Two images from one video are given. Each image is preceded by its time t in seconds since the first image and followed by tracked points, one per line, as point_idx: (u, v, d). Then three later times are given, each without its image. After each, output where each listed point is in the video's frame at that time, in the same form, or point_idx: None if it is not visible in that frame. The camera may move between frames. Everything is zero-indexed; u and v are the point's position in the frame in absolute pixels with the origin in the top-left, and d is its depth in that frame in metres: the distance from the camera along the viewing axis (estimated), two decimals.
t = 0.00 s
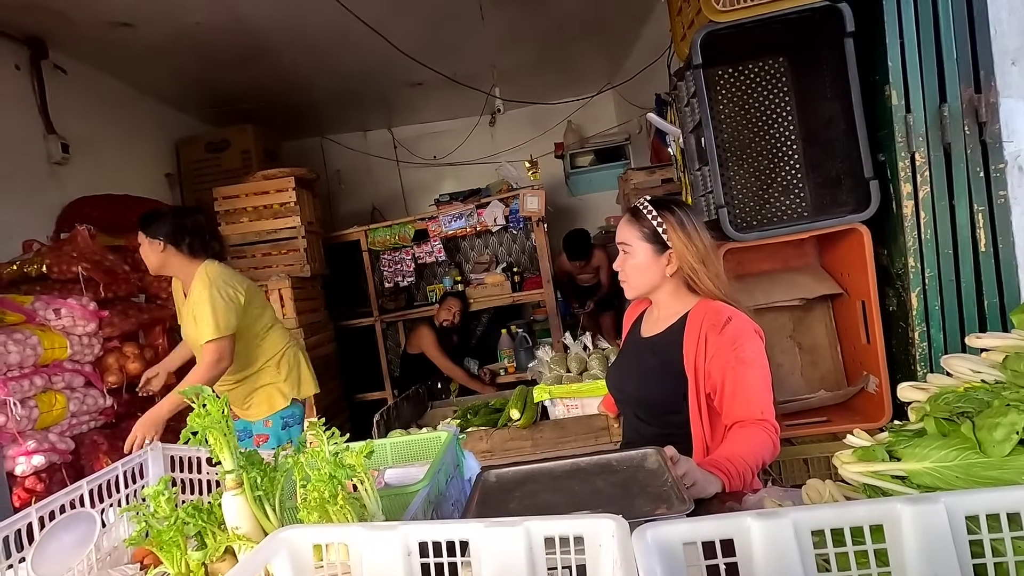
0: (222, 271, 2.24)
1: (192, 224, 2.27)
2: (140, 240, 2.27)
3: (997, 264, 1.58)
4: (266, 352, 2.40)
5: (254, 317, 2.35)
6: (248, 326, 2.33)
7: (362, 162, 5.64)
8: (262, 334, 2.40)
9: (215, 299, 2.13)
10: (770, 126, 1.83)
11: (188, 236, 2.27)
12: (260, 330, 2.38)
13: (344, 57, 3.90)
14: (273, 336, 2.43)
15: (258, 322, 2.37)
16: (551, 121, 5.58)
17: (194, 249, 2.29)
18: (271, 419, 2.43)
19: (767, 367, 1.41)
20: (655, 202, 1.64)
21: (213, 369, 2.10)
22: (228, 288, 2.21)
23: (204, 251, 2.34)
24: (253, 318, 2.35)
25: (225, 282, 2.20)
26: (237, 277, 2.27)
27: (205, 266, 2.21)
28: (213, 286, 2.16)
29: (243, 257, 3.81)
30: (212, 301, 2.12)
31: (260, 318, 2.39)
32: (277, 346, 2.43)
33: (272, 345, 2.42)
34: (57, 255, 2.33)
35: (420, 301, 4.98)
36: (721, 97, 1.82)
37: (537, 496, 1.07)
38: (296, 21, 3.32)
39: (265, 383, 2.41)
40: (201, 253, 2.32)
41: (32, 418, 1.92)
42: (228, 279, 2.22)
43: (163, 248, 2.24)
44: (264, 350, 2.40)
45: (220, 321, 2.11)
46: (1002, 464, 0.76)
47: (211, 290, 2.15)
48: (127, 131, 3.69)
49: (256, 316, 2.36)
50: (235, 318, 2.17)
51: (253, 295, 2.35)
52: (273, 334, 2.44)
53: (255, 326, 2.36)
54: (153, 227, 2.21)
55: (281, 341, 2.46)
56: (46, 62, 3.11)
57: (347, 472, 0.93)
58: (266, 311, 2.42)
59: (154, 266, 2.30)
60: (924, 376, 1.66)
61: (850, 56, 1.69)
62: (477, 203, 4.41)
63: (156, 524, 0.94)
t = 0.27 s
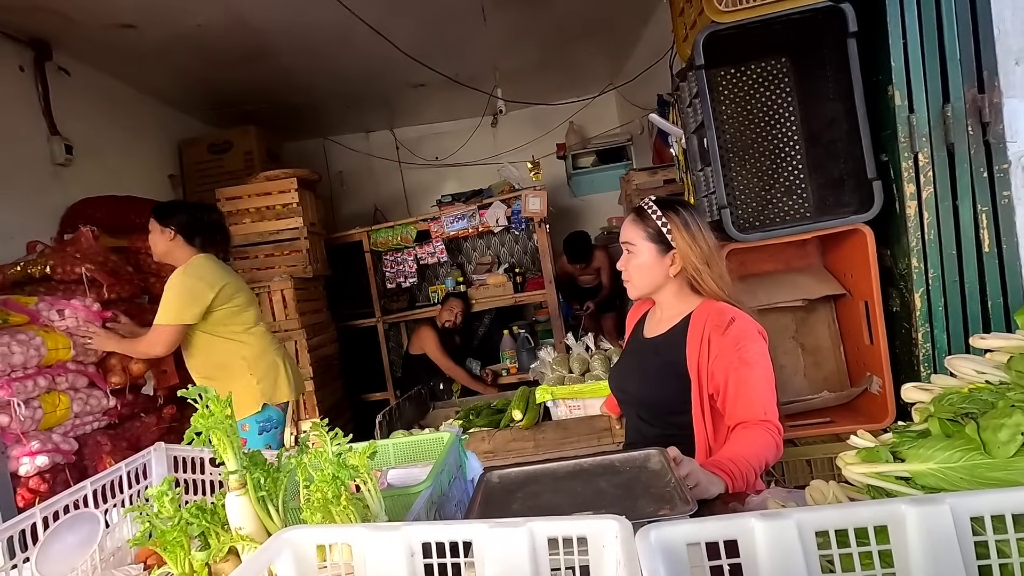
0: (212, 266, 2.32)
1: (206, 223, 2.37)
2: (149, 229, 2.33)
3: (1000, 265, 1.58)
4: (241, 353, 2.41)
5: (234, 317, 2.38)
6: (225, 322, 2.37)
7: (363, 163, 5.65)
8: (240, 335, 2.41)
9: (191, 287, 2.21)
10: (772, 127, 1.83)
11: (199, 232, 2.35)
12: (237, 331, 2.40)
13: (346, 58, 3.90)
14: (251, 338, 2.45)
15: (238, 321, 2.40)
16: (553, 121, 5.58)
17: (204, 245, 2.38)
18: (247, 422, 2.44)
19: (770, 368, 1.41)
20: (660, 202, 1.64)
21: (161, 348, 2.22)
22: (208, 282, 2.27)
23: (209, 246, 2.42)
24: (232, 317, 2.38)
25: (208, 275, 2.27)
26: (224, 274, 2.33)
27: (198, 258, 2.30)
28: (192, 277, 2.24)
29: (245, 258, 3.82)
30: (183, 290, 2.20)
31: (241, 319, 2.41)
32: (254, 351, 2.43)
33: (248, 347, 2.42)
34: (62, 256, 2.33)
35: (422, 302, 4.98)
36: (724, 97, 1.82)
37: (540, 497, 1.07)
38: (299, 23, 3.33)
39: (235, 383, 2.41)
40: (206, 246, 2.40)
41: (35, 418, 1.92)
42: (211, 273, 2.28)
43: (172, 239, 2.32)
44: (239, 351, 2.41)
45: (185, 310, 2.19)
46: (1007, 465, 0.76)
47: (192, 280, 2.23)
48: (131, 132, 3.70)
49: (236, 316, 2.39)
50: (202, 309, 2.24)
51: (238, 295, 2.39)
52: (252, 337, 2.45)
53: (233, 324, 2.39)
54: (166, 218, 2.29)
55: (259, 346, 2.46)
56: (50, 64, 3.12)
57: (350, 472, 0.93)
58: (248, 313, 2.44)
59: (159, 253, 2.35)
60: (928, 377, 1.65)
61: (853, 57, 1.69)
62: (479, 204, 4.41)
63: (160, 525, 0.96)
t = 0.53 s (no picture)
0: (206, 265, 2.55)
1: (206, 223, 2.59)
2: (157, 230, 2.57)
3: (1006, 265, 1.57)
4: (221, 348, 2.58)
5: (222, 313, 2.59)
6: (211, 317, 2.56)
7: (366, 165, 5.65)
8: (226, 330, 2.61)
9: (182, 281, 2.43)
10: (775, 127, 1.82)
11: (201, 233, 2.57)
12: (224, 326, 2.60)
13: (348, 59, 3.90)
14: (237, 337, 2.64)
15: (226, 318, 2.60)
16: (556, 122, 5.58)
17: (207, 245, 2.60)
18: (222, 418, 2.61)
19: (773, 368, 1.41)
20: (663, 203, 1.64)
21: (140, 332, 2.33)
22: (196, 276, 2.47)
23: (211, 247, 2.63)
24: (220, 313, 2.58)
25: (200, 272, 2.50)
26: (211, 273, 2.53)
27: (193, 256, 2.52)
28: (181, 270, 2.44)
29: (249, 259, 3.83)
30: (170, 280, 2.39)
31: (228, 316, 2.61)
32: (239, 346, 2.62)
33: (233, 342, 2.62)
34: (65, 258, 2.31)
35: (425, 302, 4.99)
36: (727, 98, 1.81)
37: (542, 498, 1.07)
38: (302, 24, 3.33)
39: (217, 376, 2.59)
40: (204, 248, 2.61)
41: (40, 419, 1.93)
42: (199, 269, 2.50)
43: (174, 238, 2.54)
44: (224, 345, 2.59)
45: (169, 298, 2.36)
46: (1013, 466, 0.75)
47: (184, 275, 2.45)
48: (134, 134, 3.70)
49: (220, 314, 2.58)
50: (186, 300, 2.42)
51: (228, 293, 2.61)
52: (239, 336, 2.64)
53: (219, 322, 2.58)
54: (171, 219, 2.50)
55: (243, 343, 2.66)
56: (54, 66, 3.13)
57: (352, 473, 0.93)
58: (236, 311, 2.64)
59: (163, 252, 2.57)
60: (933, 377, 1.64)
61: (856, 56, 1.69)
62: (482, 204, 4.41)
63: (164, 525, 0.96)
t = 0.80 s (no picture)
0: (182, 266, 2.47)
1: (194, 224, 2.59)
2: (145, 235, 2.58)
3: (1011, 263, 1.57)
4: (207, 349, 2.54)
5: (200, 316, 2.50)
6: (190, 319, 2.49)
7: (369, 165, 5.65)
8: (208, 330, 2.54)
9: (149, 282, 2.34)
10: (779, 125, 1.82)
11: (190, 235, 2.57)
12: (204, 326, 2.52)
13: (351, 60, 3.90)
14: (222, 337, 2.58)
15: (206, 318, 2.52)
16: (558, 122, 5.58)
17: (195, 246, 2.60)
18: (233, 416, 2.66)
19: (777, 367, 1.40)
20: (666, 201, 1.63)
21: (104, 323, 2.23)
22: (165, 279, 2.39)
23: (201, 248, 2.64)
24: (200, 314, 2.50)
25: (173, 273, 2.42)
26: (186, 276, 2.46)
27: (170, 259, 2.47)
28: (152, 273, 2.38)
29: (252, 260, 3.83)
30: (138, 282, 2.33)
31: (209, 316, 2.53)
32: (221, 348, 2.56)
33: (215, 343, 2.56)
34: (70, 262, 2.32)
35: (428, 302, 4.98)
36: (730, 96, 1.81)
37: (546, 497, 1.06)
38: (305, 25, 3.33)
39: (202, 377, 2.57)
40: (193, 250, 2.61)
41: (44, 418, 1.94)
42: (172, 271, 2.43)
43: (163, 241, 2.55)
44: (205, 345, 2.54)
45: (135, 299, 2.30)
46: (1020, 464, 0.75)
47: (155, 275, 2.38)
48: (139, 135, 3.71)
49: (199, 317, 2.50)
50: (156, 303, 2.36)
51: (206, 293, 2.51)
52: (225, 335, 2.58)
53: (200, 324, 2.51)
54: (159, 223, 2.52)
55: (226, 343, 2.58)
56: (58, 67, 3.13)
57: (355, 472, 0.93)
58: (218, 310, 2.55)
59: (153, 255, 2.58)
60: (938, 377, 1.63)
61: (861, 54, 1.68)
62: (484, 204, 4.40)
63: (167, 524, 0.96)
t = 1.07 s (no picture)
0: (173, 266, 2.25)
1: (183, 222, 2.38)
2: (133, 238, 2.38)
3: (1015, 262, 1.57)
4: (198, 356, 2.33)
5: (192, 320, 2.31)
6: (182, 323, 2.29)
7: (370, 165, 5.65)
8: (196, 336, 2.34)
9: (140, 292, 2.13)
10: (781, 125, 1.82)
11: (179, 232, 2.38)
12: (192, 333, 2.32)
13: (352, 60, 3.90)
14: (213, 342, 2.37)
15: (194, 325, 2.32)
16: (560, 122, 5.57)
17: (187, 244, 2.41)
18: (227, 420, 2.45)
19: (779, 367, 1.40)
20: (668, 201, 1.62)
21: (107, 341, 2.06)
22: (160, 281, 2.19)
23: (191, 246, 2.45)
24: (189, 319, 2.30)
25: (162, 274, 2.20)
26: (182, 278, 2.26)
27: (163, 259, 2.24)
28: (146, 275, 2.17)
29: (253, 260, 3.83)
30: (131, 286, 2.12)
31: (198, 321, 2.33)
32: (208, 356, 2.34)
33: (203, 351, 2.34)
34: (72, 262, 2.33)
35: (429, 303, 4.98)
36: (731, 96, 1.81)
37: (548, 497, 1.06)
38: (307, 25, 3.33)
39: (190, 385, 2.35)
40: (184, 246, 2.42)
41: (46, 419, 1.93)
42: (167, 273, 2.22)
43: (151, 240, 2.35)
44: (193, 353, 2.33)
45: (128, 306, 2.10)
46: None
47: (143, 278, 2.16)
48: (140, 135, 3.71)
49: (191, 320, 2.31)
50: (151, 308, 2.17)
51: (200, 296, 2.32)
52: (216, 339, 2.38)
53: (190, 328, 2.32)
54: (147, 221, 2.33)
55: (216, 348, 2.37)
56: (60, 68, 3.13)
57: (356, 471, 0.92)
58: (209, 315, 2.35)
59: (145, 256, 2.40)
60: (942, 376, 1.63)
61: (863, 52, 1.67)
62: (486, 205, 4.40)
63: (168, 524, 0.95)
